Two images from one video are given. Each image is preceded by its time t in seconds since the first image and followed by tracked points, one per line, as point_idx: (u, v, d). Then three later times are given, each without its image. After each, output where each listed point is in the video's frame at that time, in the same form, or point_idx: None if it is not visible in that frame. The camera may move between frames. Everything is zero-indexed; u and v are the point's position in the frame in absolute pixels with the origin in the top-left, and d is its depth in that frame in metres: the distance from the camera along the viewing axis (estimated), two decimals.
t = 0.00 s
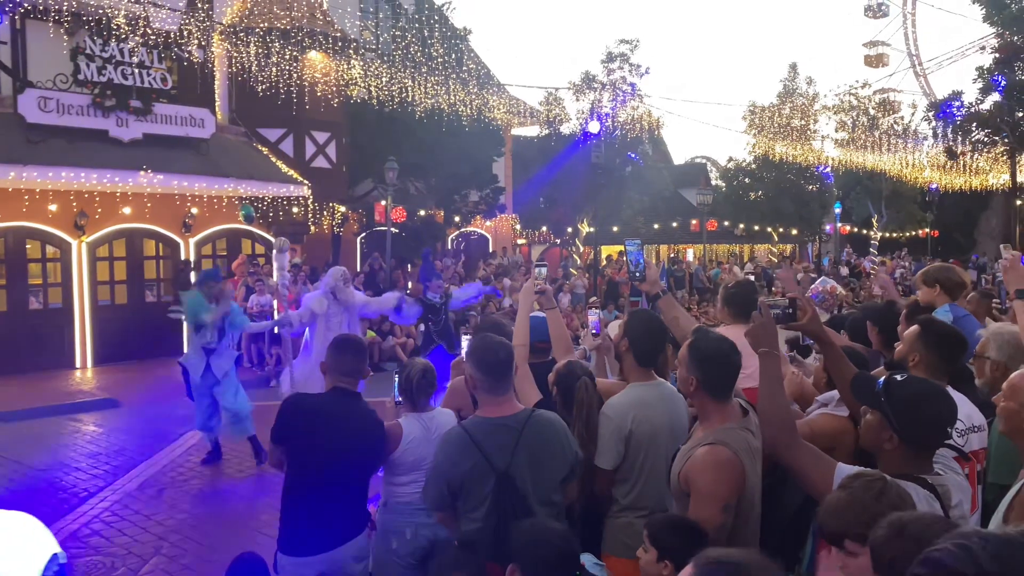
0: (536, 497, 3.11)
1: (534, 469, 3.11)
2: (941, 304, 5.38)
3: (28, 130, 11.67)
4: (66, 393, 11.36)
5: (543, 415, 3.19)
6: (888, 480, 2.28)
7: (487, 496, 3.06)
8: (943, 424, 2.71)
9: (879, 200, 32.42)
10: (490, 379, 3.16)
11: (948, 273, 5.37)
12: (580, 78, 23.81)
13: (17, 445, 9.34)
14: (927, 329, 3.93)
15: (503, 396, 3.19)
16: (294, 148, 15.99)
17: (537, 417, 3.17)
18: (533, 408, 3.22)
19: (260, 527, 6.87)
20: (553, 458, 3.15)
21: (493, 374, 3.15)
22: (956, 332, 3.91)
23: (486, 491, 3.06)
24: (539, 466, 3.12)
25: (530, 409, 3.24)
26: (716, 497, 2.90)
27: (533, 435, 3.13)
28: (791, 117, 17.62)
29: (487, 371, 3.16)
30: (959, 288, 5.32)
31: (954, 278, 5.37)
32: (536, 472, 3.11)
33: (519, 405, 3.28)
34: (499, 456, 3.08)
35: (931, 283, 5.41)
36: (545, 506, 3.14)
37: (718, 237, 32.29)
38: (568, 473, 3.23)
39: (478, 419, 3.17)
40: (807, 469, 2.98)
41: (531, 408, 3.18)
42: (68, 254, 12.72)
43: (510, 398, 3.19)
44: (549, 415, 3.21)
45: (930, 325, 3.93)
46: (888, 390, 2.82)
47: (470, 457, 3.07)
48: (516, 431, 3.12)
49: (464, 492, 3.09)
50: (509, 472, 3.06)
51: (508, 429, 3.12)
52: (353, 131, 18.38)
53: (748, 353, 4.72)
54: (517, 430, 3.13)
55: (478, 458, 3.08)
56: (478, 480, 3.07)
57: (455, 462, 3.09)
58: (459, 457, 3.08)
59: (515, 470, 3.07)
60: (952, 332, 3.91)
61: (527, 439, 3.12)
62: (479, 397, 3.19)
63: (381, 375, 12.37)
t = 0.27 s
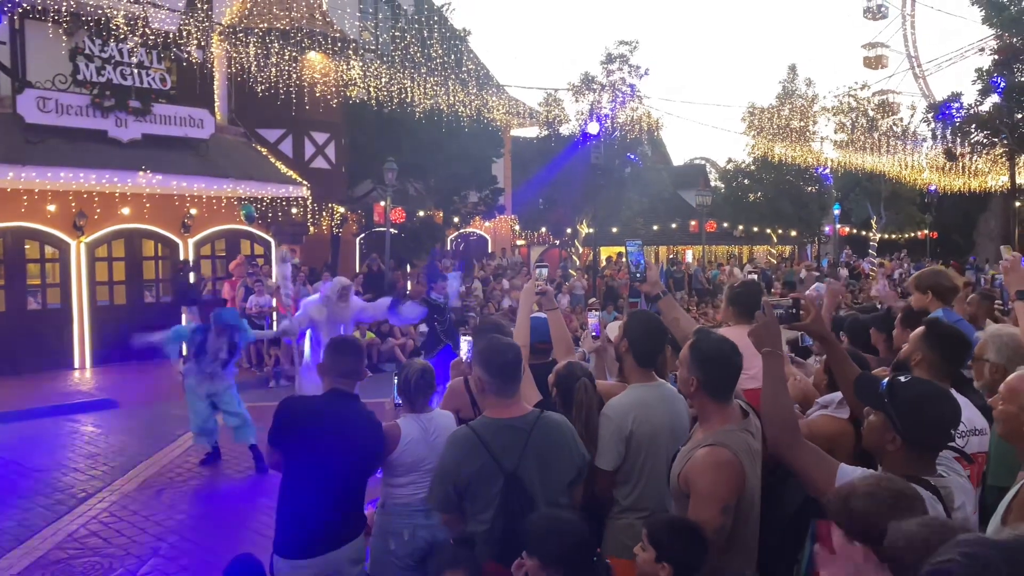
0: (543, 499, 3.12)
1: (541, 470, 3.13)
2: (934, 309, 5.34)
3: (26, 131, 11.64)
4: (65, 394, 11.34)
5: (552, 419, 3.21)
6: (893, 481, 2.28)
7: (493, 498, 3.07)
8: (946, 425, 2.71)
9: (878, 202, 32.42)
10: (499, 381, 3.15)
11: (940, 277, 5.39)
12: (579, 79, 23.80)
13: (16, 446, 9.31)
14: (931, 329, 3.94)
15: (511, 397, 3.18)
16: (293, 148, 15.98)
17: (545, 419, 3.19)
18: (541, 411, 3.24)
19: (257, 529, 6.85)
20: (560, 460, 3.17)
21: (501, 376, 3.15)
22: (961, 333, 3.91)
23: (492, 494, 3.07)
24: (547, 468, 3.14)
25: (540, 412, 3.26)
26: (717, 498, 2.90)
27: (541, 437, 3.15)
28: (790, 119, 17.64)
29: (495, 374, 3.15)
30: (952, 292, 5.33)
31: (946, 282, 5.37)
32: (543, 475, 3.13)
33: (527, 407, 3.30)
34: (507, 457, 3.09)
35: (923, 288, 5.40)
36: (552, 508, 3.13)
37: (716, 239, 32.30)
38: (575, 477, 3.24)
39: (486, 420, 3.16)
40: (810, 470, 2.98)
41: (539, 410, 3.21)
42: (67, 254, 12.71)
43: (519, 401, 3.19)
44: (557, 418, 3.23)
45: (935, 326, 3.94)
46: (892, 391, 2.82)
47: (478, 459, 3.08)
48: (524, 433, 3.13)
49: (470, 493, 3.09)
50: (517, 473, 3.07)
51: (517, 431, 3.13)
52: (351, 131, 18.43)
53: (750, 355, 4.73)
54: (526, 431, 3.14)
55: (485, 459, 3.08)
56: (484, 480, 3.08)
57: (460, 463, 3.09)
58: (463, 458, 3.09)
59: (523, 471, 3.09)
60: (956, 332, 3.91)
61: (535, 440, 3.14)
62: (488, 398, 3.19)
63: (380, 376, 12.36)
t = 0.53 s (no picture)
0: (544, 501, 3.12)
1: (542, 473, 3.13)
2: (934, 311, 5.32)
3: (25, 131, 11.62)
4: (63, 395, 11.32)
5: (554, 420, 3.23)
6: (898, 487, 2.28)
7: (494, 500, 3.07)
8: (947, 427, 2.72)
9: (876, 204, 32.44)
10: (500, 384, 3.16)
11: (938, 279, 5.33)
12: (578, 81, 23.83)
13: (14, 446, 9.29)
14: (936, 330, 3.99)
15: (511, 400, 3.18)
16: (292, 149, 15.96)
17: (546, 422, 3.19)
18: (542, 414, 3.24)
19: (255, 530, 6.84)
20: (561, 463, 3.17)
21: (502, 379, 3.15)
22: (963, 334, 3.94)
23: (493, 496, 3.07)
24: (548, 471, 3.14)
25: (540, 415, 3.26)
26: (718, 501, 2.90)
27: (542, 440, 3.15)
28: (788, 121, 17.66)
29: (496, 376, 3.16)
30: (951, 294, 5.27)
31: (945, 283, 5.31)
32: (544, 477, 3.13)
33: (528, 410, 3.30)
34: (509, 460, 3.09)
35: (922, 291, 5.37)
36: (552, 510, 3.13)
37: (715, 241, 32.34)
38: (576, 479, 3.25)
39: (486, 422, 3.17)
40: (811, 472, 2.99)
41: (541, 412, 3.22)
42: (65, 255, 12.69)
43: (519, 403, 3.20)
44: (558, 421, 3.24)
45: (940, 327, 3.98)
46: (893, 393, 2.82)
47: (479, 461, 3.08)
48: (525, 436, 3.14)
49: (472, 496, 3.10)
50: (518, 476, 3.07)
51: (518, 434, 3.14)
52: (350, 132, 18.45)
53: (752, 357, 4.70)
54: (527, 434, 3.14)
55: (486, 462, 3.08)
56: (485, 482, 3.07)
57: (460, 466, 3.09)
58: (464, 460, 3.09)
59: (524, 473, 3.09)
60: (957, 333, 3.94)
61: (536, 443, 3.14)
62: (488, 400, 3.19)
63: (379, 376, 12.36)
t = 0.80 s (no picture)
0: (543, 503, 3.12)
1: (541, 474, 3.12)
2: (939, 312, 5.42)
3: (24, 130, 11.60)
4: (61, 395, 11.30)
5: (552, 422, 3.23)
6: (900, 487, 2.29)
7: (492, 502, 3.07)
8: (948, 429, 2.72)
9: (875, 207, 32.47)
10: (499, 385, 3.15)
11: (943, 280, 5.43)
12: (578, 83, 23.84)
13: (11, 446, 9.27)
14: (934, 332, 4.02)
15: (510, 401, 3.18)
16: (291, 150, 15.94)
17: (545, 424, 3.19)
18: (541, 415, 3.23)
19: (253, 531, 6.83)
20: (559, 464, 3.17)
21: (501, 380, 3.15)
22: (965, 337, 3.95)
23: (492, 498, 3.07)
24: (546, 472, 3.14)
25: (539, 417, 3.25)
26: (718, 503, 2.90)
27: (540, 442, 3.14)
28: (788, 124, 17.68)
29: (495, 377, 3.15)
30: (956, 295, 5.36)
31: (951, 286, 5.41)
32: (542, 479, 3.12)
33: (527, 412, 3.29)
34: (508, 461, 3.09)
35: (927, 293, 5.46)
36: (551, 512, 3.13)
37: (713, 243, 32.37)
38: (575, 480, 3.25)
39: (485, 424, 3.16)
40: (811, 473, 2.99)
41: (539, 414, 3.21)
42: (64, 254, 12.67)
43: (518, 405, 3.19)
44: (557, 422, 3.23)
45: (939, 329, 4.00)
46: (894, 395, 2.83)
47: (478, 463, 3.07)
48: (524, 437, 3.13)
49: (472, 498, 3.10)
50: (516, 478, 3.06)
51: (516, 436, 3.13)
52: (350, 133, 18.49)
53: (752, 357, 4.66)
54: (526, 436, 3.13)
55: (485, 463, 3.08)
56: (484, 484, 3.07)
57: (460, 467, 3.09)
58: (463, 462, 3.08)
59: (523, 475, 3.08)
60: (958, 336, 3.94)
61: (535, 445, 3.13)
62: (487, 402, 3.19)
63: (377, 378, 12.36)
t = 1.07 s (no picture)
0: (540, 506, 3.12)
1: (538, 477, 3.13)
2: (945, 318, 5.43)
3: (21, 131, 11.59)
4: (57, 396, 11.28)
5: (548, 424, 3.23)
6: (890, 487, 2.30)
7: (489, 505, 3.07)
8: (943, 433, 2.73)
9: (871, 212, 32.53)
10: (496, 387, 3.16)
11: (953, 287, 5.42)
12: (576, 86, 23.86)
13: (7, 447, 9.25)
14: (930, 336, 4.04)
15: (507, 404, 3.18)
16: (289, 151, 15.94)
17: (542, 426, 3.19)
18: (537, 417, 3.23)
19: (247, 533, 6.82)
20: (556, 466, 3.17)
21: (498, 382, 3.15)
22: (962, 342, 3.97)
23: (489, 500, 3.07)
24: (542, 475, 3.14)
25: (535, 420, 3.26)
26: (716, 507, 2.90)
27: (537, 444, 3.15)
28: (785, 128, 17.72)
29: (492, 380, 3.16)
30: (964, 302, 5.36)
31: (959, 292, 5.40)
32: (539, 481, 3.13)
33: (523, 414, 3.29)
34: (505, 464, 3.09)
35: (936, 298, 5.46)
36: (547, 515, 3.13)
37: (710, 247, 32.41)
38: (571, 483, 3.25)
39: (482, 427, 3.17)
40: (808, 476, 2.99)
41: (536, 417, 3.21)
42: (61, 255, 12.65)
43: (515, 407, 3.20)
44: (554, 424, 3.23)
45: (936, 334, 4.02)
46: (890, 398, 2.84)
47: (475, 465, 3.07)
48: (520, 440, 3.13)
49: (469, 501, 3.09)
50: (513, 481, 3.07)
51: (513, 438, 3.14)
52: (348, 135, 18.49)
53: (750, 362, 4.72)
54: (523, 438, 3.14)
55: (482, 466, 3.08)
56: (481, 487, 3.07)
57: (457, 470, 3.08)
58: (461, 464, 3.08)
59: (519, 478, 3.09)
60: (955, 341, 3.96)
61: (532, 447, 3.14)
62: (484, 404, 3.19)
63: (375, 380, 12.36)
